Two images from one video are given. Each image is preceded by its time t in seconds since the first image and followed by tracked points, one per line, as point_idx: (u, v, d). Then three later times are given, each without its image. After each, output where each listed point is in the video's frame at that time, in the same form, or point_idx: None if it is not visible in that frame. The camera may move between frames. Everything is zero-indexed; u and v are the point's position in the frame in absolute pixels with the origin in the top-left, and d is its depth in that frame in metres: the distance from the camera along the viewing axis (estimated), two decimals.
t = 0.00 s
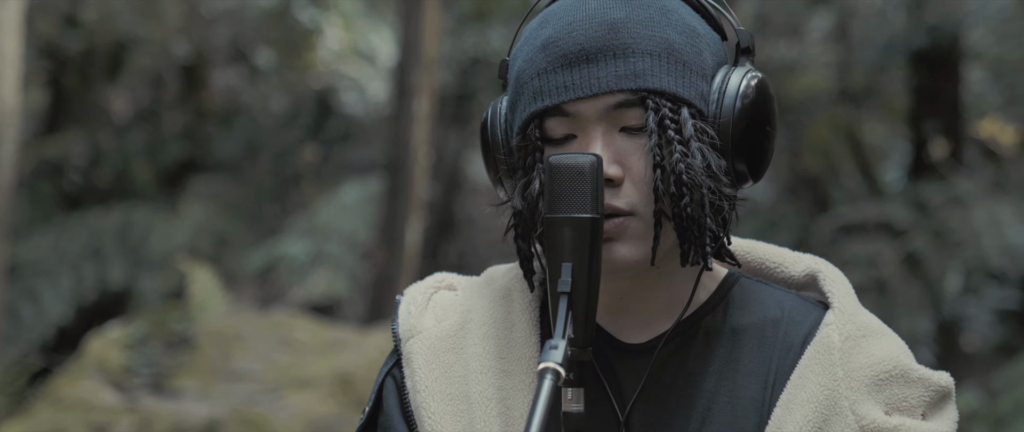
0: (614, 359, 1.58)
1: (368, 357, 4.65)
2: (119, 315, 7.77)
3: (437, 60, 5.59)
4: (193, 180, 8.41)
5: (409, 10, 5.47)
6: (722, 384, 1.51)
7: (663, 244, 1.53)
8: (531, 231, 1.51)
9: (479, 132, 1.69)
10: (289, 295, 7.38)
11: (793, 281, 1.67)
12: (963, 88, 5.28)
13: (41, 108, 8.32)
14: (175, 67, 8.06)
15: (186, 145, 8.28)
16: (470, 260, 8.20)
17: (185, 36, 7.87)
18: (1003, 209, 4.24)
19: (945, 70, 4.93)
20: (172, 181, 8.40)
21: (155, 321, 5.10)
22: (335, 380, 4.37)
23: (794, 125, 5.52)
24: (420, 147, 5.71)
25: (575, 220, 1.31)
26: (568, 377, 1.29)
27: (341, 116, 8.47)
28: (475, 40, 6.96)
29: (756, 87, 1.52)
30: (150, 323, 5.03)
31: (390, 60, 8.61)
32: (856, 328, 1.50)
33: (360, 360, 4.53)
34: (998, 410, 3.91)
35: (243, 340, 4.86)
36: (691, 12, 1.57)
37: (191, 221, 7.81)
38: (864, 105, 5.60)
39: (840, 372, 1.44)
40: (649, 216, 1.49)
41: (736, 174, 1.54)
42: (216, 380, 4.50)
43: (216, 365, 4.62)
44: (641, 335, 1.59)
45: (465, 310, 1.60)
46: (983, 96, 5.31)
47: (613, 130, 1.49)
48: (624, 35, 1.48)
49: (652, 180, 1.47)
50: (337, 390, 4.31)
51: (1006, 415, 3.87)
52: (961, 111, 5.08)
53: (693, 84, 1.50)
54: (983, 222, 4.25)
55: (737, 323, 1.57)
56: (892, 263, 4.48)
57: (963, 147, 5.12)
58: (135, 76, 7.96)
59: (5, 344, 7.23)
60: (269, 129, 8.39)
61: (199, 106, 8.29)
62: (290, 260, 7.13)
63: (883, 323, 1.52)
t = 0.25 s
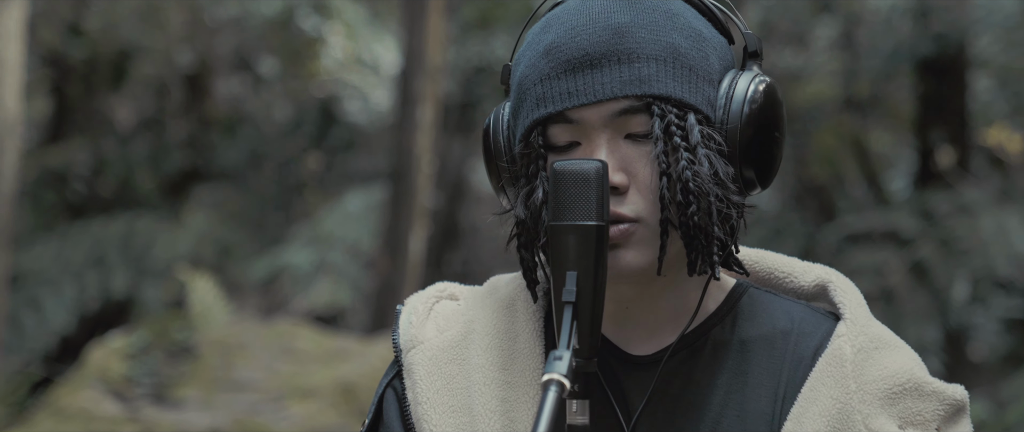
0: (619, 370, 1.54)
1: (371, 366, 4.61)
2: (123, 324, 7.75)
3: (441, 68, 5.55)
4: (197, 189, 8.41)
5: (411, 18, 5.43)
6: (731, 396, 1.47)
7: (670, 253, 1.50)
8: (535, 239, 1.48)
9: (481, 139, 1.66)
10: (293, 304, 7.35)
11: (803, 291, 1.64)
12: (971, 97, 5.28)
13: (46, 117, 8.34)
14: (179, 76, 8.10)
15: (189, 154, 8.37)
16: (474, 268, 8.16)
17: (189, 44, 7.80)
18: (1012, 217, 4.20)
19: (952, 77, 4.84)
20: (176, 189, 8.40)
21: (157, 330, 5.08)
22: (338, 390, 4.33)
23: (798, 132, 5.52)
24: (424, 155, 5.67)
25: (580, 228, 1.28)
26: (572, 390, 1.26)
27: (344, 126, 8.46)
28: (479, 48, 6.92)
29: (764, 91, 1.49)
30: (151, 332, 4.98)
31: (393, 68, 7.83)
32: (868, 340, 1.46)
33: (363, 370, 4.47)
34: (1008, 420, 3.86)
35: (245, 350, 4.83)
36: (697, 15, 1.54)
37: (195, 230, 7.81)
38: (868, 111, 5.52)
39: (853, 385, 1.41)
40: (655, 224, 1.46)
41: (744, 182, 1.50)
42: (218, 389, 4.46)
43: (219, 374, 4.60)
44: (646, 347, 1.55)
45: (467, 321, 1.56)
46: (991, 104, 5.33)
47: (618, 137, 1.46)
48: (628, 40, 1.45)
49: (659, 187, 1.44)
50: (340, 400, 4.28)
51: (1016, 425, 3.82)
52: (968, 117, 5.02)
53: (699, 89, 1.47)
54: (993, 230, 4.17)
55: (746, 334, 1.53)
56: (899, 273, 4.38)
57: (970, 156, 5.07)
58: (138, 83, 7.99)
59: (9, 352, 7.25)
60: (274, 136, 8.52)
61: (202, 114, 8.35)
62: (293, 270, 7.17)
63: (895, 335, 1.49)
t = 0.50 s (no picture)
0: (622, 380, 1.51)
1: (373, 373, 4.58)
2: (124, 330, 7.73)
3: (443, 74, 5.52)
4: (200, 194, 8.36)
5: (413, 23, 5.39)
6: (737, 407, 1.44)
7: (675, 261, 1.47)
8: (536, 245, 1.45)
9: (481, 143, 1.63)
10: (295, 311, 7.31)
11: (811, 300, 1.60)
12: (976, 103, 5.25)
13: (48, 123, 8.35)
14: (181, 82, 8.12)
15: (193, 160, 8.37)
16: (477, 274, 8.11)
17: (189, 49, 7.65)
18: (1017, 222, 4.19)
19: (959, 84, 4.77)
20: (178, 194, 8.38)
21: (157, 336, 5.06)
22: (339, 397, 4.29)
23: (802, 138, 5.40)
24: (426, 161, 5.64)
25: (580, 234, 1.26)
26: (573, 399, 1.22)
27: (347, 131, 8.53)
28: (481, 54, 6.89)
29: (772, 94, 1.46)
30: (150, 339, 5.02)
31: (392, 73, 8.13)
32: (877, 351, 1.43)
33: (365, 378, 4.43)
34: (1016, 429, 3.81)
35: (245, 356, 4.81)
36: (704, 16, 1.51)
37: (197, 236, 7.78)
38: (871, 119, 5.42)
39: (861, 396, 1.38)
40: (660, 230, 1.42)
41: (751, 186, 1.47)
42: (219, 396, 4.43)
43: (220, 381, 4.56)
44: (650, 357, 1.52)
45: (467, 329, 1.53)
46: (995, 110, 5.30)
47: (622, 140, 1.43)
48: (633, 40, 1.42)
49: (664, 192, 1.41)
50: (342, 408, 4.24)
51: None
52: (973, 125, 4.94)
53: (706, 91, 1.44)
54: (997, 239, 4.15)
55: (752, 344, 1.50)
56: (904, 279, 4.30)
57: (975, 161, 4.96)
58: (141, 89, 7.96)
59: (10, 358, 7.25)
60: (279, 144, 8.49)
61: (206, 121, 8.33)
62: (295, 277, 7.20)
63: (906, 346, 1.46)
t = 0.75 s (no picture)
0: (631, 389, 1.47)
1: (378, 377, 4.54)
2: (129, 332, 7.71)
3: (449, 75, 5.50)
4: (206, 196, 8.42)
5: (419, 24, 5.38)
6: (750, 417, 1.40)
7: (686, 266, 1.43)
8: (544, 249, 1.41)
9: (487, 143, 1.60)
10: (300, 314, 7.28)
11: (824, 306, 1.56)
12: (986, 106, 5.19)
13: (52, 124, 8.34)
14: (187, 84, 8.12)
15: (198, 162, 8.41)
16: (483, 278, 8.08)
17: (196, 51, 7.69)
18: None
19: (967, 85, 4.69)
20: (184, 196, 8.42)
21: (161, 338, 5.04)
22: (344, 402, 4.26)
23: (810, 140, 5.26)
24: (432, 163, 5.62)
25: (586, 238, 1.24)
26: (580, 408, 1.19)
27: (353, 134, 8.52)
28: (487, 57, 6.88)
29: (786, 96, 1.43)
30: (154, 341, 5.00)
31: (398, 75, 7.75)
32: (893, 359, 1.40)
33: (369, 381, 4.40)
34: None
35: (249, 359, 4.78)
36: (716, 15, 1.48)
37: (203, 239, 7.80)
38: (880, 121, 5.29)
39: (877, 405, 1.35)
40: (671, 233, 1.39)
41: (763, 189, 1.44)
42: (223, 400, 4.39)
43: (223, 385, 4.53)
44: (659, 364, 1.49)
45: (472, 334, 1.49)
46: (1005, 113, 5.24)
47: (633, 143, 1.39)
48: (645, 40, 1.39)
49: (676, 195, 1.37)
50: (346, 412, 4.20)
51: None
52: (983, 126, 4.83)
53: (719, 92, 1.41)
54: (1008, 241, 4.08)
55: (764, 351, 1.46)
56: (913, 281, 4.24)
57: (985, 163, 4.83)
58: (148, 90, 8.06)
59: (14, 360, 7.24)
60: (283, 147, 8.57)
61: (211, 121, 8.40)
62: (302, 278, 7.20)
63: (923, 354, 1.42)
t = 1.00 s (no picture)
0: (638, 407, 1.44)
1: (386, 386, 4.52)
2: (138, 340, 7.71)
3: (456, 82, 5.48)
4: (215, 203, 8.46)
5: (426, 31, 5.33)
6: None
7: (692, 279, 1.41)
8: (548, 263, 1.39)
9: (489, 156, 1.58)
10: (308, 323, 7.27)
11: (835, 320, 1.53)
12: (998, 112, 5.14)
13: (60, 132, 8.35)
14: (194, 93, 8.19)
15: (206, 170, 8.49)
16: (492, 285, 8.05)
17: (204, 60, 7.68)
18: None
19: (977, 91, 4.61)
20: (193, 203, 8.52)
21: (167, 348, 5.03)
22: (351, 410, 4.23)
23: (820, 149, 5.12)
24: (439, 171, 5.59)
25: (590, 250, 1.23)
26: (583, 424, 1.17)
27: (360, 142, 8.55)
28: (495, 64, 6.88)
29: (792, 104, 1.40)
30: (161, 350, 4.99)
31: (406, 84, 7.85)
32: (904, 375, 1.37)
33: (376, 390, 4.39)
34: None
35: (256, 369, 4.77)
36: (719, 23, 1.45)
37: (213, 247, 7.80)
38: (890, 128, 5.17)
39: (888, 422, 1.32)
40: (677, 245, 1.36)
41: (771, 200, 1.41)
42: (230, 411, 4.37)
43: (230, 394, 4.52)
44: (667, 382, 1.45)
45: (476, 349, 1.47)
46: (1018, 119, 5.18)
47: (636, 154, 1.37)
48: (647, 50, 1.37)
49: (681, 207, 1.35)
50: (354, 421, 4.17)
51: None
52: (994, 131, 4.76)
53: (724, 102, 1.38)
54: (1019, 248, 4.03)
55: (773, 368, 1.43)
56: (924, 290, 4.18)
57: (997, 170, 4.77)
58: (157, 98, 8.06)
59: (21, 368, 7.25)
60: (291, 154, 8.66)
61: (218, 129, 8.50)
62: (310, 286, 7.17)
63: (934, 368, 1.39)
